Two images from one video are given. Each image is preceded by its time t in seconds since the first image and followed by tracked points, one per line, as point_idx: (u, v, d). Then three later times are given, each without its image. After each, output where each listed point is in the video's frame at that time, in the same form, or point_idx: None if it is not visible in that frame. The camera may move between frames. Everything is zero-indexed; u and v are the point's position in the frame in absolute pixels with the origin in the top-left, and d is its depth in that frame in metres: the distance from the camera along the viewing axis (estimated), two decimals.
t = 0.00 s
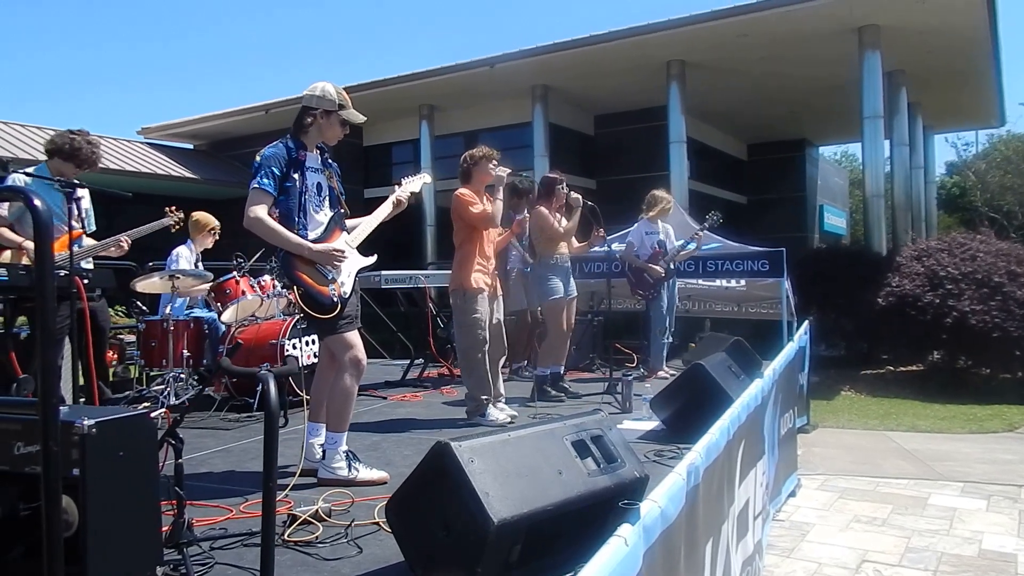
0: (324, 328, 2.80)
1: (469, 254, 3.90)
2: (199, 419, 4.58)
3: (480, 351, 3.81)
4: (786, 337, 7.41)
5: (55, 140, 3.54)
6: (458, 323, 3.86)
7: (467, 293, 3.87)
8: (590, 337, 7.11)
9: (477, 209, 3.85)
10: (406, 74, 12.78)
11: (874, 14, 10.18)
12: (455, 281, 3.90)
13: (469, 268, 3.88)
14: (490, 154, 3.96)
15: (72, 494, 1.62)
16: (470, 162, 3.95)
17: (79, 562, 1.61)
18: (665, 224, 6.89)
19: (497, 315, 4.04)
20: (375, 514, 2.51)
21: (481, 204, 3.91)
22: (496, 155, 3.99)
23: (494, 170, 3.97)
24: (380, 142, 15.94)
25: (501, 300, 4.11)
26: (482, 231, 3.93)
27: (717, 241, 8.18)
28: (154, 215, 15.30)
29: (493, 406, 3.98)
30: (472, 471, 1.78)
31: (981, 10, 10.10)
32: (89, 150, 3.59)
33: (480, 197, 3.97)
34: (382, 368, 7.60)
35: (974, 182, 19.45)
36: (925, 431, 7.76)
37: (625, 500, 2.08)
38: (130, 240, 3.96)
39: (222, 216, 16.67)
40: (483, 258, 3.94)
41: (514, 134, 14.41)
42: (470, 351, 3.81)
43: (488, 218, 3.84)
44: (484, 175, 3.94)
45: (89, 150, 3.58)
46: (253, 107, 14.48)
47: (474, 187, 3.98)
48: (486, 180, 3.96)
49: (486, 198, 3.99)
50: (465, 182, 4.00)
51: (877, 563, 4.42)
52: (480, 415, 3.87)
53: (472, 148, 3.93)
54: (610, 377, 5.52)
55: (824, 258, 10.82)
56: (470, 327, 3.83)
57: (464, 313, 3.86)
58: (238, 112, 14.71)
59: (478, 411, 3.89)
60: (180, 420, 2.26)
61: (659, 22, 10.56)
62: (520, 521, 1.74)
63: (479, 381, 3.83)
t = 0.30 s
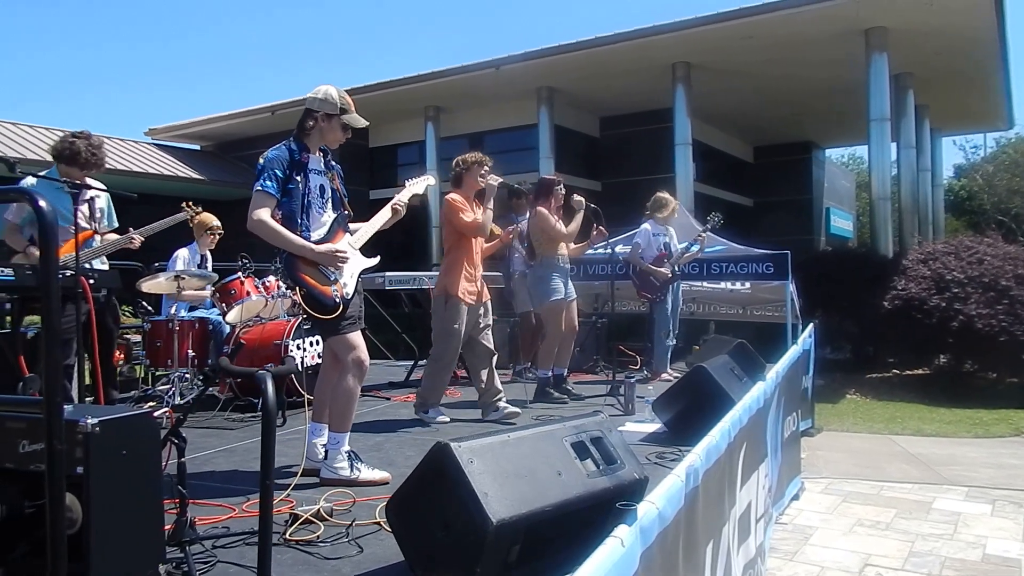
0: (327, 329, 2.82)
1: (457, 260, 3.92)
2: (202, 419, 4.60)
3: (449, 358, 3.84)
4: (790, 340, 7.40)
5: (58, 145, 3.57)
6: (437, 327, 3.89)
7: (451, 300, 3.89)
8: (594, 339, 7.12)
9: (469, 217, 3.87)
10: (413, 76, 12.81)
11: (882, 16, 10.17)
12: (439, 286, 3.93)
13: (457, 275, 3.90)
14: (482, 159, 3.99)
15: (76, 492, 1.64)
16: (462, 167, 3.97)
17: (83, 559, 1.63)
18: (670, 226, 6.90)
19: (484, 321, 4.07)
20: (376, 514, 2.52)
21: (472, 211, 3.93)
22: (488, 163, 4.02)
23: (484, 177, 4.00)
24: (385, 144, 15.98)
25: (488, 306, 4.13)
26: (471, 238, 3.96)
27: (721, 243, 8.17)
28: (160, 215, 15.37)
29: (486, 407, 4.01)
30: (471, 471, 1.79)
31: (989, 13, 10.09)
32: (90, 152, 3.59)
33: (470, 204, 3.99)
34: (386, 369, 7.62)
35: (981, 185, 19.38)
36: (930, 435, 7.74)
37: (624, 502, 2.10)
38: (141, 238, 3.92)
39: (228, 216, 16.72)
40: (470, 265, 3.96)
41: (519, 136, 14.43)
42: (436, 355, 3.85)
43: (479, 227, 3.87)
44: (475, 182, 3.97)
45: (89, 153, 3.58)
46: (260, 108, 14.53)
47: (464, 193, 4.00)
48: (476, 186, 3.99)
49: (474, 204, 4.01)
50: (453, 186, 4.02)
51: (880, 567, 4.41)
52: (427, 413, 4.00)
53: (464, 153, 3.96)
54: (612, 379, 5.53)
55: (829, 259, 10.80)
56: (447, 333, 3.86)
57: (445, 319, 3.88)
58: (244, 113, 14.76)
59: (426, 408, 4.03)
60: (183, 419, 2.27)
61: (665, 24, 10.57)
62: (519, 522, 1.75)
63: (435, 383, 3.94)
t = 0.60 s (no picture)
0: (334, 329, 2.85)
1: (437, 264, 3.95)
2: (212, 418, 4.65)
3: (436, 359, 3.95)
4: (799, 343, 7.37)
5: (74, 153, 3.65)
6: (421, 328, 3.98)
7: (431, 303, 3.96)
8: (601, 341, 7.13)
9: (444, 222, 3.90)
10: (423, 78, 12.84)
11: (895, 16, 10.11)
12: (422, 289, 4.00)
13: (438, 279, 3.94)
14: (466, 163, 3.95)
15: (88, 488, 1.68)
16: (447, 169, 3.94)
17: (95, 553, 1.67)
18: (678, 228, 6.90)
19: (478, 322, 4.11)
20: (381, 513, 2.55)
21: (449, 215, 3.94)
22: (472, 165, 3.95)
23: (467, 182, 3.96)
24: (396, 145, 16.03)
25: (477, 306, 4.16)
26: (449, 243, 3.97)
27: (730, 246, 8.16)
28: (172, 216, 15.49)
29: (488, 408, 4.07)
30: (474, 470, 1.82)
31: (1003, 13, 10.01)
32: (100, 156, 3.61)
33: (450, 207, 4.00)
34: (396, 369, 7.66)
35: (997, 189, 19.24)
36: (941, 440, 7.71)
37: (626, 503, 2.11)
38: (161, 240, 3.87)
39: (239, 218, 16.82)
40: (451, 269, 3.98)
41: (529, 138, 14.44)
42: (426, 356, 3.95)
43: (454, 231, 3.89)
44: (458, 187, 3.95)
45: (99, 155, 3.61)
46: (271, 110, 14.61)
47: (445, 196, 4.00)
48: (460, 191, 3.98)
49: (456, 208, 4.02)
50: (436, 189, 4.02)
51: (889, 572, 4.41)
52: (428, 413, 4.11)
53: (448, 157, 3.93)
54: (620, 381, 5.54)
55: (840, 262, 10.77)
56: (430, 335, 3.95)
57: (429, 320, 3.96)
58: (256, 115, 14.85)
59: (428, 410, 4.13)
60: (191, 417, 2.31)
61: (676, 26, 10.56)
62: (521, 522, 1.77)
63: (431, 385, 4.03)
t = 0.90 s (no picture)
0: (345, 329, 2.88)
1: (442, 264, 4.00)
2: (226, 416, 4.71)
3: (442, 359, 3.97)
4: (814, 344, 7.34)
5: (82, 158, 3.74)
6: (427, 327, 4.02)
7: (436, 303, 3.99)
8: (614, 342, 7.13)
9: (447, 222, 4.01)
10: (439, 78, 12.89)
11: (913, 15, 10.03)
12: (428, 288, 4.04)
13: (441, 278, 3.98)
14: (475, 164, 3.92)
15: (105, 483, 1.71)
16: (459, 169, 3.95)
17: (110, 547, 1.70)
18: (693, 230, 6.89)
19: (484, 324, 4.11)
20: (392, 511, 2.58)
21: (455, 215, 4.04)
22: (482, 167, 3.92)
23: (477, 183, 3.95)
24: (412, 145, 16.09)
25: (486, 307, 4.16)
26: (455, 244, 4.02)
27: (745, 247, 8.13)
28: (190, 216, 15.65)
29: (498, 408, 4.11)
30: (482, 469, 1.84)
31: None
32: (93, 160, 3.65)
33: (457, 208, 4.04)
34: (410, 369, 7.70)
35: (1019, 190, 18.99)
36: (958, 443, 7.64)
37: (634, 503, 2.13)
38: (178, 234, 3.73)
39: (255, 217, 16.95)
40: (456, 270, 4.00)
41: (545, 138, 14.44)
42: (433, 355, 3.99)
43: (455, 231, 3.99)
44: (466, 188, 3.94)
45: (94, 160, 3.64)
46: (287, 110, 14.72)
47: (454, 196, 4.05)
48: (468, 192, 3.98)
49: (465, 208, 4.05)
50: (448, 188, 4.07)
51: None
52: (439, 413, 4.14)
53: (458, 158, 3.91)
54: (632, 382, 5.54)
55: (857, 263, 10.69)
56: (435, 335, 3.98)
57: (435, 319, 4.00)
58: (272, 116, 14.96)
59: (439, 408, 4.16)
60: (206, 415, 2.34)
61: (692, 25, 10.53)
62: (528, 520, 1.79)
63: (441, 384, 4.07)
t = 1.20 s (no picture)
0: (355, 328, 2.89)
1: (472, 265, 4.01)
2: (237, 415, 4.74)
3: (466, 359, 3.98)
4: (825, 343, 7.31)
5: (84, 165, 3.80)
6: (451, 328, 4.01)
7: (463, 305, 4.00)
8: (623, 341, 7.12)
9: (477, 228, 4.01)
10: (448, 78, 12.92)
11: (925, 13, 9.97)
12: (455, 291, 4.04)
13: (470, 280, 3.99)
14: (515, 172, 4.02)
15: (116, 481, 1.73)
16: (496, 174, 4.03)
17: (121, 544, 1.72)
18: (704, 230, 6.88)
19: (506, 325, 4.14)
20: (401, 509, 2.59)
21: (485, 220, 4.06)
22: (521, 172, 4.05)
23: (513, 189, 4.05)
24: (422, 145, 16.12)
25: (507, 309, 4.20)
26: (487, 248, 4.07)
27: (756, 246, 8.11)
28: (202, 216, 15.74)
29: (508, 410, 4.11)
30: (490, 467, 1.84)
31: None
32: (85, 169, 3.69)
33: (490, 211, 4.09)
34: (419, 368, 7.73)
35: None
36: (969, 443, 7.59)
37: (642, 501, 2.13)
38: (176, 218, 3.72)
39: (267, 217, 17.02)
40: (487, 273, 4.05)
41: (555, 138, 14.45)
42: (453, 355, 3.98)
43: (487, 236, 3.99)
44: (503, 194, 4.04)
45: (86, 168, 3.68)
46: (297, 111, 14.78)
47: (485, 199, 4.10)
48: (504, 197, 4.07)
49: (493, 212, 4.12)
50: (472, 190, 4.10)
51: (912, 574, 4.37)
52: (451, 413, 4.12)
53: (501, 160, 3.99)
54: (640, 381, 5.53)
55: (868, 262, 10.64)
56: (461, 335, 3.98)
57: (460, 320, 4.00)
58: (283, 116, 15.03)
59: (451, 408, 4.14)
60: (216, 413, 2.36)
61: (702, 25, 10.52)
62: (536, 518, 1.80)
63: (456, 384, 4.06)
